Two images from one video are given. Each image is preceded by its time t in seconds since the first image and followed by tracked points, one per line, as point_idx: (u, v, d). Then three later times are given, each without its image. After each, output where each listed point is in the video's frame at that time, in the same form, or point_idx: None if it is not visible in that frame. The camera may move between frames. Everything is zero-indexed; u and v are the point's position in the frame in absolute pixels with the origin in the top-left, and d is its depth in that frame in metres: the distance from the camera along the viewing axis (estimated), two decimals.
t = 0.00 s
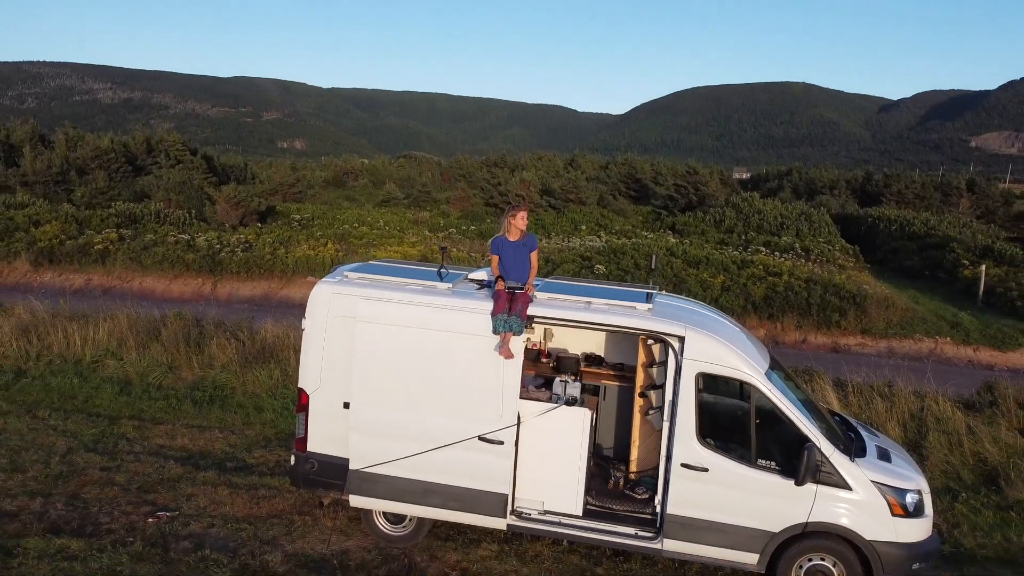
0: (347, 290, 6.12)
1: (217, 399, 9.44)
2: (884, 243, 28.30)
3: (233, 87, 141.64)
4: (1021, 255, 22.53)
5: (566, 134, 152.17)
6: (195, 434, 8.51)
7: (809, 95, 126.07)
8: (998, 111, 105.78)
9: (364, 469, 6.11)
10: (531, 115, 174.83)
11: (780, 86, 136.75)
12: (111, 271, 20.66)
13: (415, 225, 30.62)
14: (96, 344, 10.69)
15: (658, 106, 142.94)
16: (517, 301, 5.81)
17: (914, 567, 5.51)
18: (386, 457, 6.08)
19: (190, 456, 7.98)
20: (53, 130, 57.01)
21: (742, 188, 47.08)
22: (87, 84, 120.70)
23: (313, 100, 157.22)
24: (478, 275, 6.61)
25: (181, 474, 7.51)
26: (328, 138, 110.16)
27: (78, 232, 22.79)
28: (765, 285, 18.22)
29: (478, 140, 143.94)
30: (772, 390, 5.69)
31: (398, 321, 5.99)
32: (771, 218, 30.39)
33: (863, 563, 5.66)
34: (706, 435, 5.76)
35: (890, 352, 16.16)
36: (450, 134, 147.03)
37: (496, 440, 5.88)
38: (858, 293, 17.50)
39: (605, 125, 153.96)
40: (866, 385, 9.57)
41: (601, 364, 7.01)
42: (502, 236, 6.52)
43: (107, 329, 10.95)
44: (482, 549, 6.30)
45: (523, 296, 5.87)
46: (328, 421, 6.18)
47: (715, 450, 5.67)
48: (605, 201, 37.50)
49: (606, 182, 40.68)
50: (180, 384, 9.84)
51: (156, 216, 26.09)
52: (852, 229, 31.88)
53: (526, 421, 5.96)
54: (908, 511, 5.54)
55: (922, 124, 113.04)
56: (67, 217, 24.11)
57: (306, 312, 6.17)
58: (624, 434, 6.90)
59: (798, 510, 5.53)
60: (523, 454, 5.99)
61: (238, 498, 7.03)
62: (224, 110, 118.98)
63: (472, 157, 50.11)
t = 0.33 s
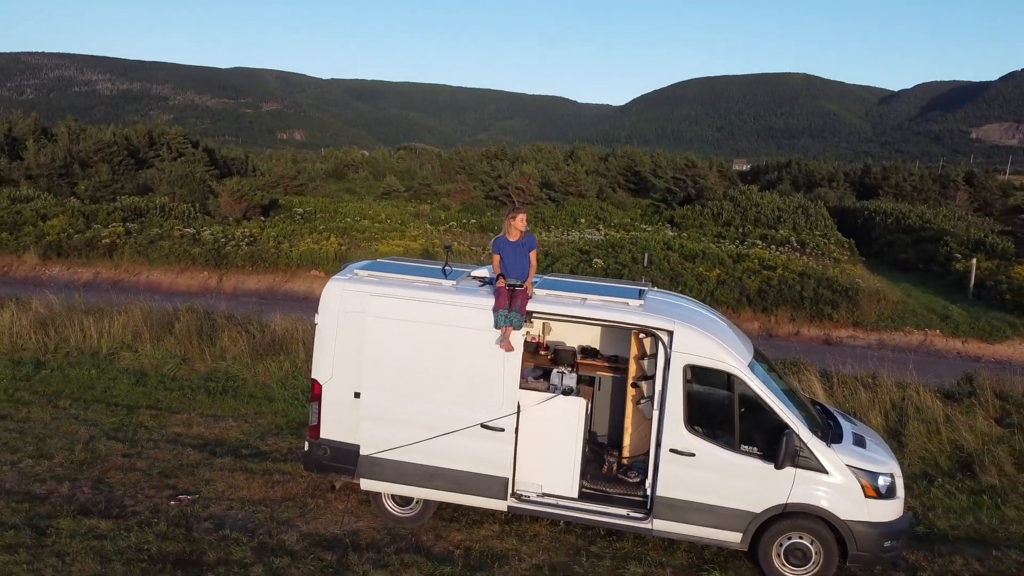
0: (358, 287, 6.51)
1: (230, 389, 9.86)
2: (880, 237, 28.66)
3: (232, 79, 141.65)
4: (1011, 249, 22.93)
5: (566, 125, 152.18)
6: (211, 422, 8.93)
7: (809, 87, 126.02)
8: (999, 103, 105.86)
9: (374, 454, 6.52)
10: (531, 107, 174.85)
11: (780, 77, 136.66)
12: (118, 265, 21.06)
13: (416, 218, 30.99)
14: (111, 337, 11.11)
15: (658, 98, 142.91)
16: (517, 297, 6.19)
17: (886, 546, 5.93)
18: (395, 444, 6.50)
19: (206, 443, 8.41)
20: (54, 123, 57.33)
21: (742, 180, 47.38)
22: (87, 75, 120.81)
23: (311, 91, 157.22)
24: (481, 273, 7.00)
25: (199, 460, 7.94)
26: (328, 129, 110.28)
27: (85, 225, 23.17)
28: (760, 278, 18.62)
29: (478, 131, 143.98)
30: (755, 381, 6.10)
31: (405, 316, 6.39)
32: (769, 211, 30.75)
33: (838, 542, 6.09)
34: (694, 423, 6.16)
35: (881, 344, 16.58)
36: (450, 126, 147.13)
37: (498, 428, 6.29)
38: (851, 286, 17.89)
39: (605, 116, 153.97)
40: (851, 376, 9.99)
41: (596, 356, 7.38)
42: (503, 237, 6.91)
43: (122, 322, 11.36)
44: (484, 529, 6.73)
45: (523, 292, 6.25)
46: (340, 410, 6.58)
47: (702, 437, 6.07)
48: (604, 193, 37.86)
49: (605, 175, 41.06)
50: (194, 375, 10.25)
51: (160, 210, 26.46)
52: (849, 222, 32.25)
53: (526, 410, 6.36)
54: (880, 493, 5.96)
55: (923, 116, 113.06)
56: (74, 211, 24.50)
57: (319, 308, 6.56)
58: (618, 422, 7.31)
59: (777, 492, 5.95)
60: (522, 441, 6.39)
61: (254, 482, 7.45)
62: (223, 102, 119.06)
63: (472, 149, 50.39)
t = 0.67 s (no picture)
0: (367, 285, 6.93)
1: (242, 380, 10.31)
2: (875, 230, 29.04)
3: (232, 71, 141.65)
4: (1003, 243, 23.33)
5: (566, 116, 152.22)
6: (226, 412, 9.38)
7: (810, 78, 126.03)
8: (999, 95, 105.98)
9: (383, 441, 6.98)
10: (531, 99, 174.78)
11: (781, 69, 136.60)
12: (126, 259, 21.50)
13: (418, 212, 31.39)
14: (127, 331, 11.55)
15: (659, 89, 142.91)
16: (517, 293, 6.60)
17: (860, 526, 6.38)
18: (402, 432, 6.94)
19: (222, 432, 8.86)
20: (57, 116, 57.70)
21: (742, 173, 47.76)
22: (87, 67, 120.92)
23: (311, 83, 157.20)
24: (483, 271, 7.42)
25: (217, 447, 8.40)
26: (328, 121, 110.41)
27: (92, 220, 23.57)
28: (754, 272, 19.05)
29: (478, 122, 144.01)
30: (738, 373, 6.54)
31: (412, 313, 6.82)
32: (766, 205, 31.15)
33: (815, 522, 6.55)
34: (683, 412, 6.59)
35: (872, 337, 17.04)
36: (450, 118, 147.26)
37: (498, 416, 6.73)
38: (843, 280, 18.33)
39: (605, 108, 153.93)
40: (837, 368, 10.44)
41: (592, 349, 7.77)
42: (503, 238, 7.31)
43: (137, 317, 11.81)
44: (487, 512, 7.18)
45: (523, 288, 6.66)
46: (351, 400, 7.02)
47: (690, 425, 6.52)
48: (603, 187, 38.26)
49: (604, 169, 41.46)
50: (208, 367, 10.70)
51: (165, 204, 26.86)
52: (846, 215, 32.64)
53: (525, 400, 6.78)
54: (854, 477, 6.41)
55: (924, 108, 113.13)
56: (81, 205, 24.90)
57: (331, 305, 7.00)
58: (612, 411, 7.75)
59: (758, 476, 6.40)
60: (522, 428, 6.82)
61: (270, 468, 7.91)
62: (223, 94, 119.20)
63: (473, 141, 50.69)
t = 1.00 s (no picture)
0: (375, 285, 7.39)
1: (253, 374, 10.78)
2: (870, 225, 29.47)
3: (232, 65, 141.69)
4: (993, 239, 23.75)
5: (566, 109, 152.23)
6: (239, 405, 9.85)
7: (810, 72, 126.09)
8: (999, 88, 106.13)
9: (390, 431, 7.44)
10: (531, 92, 174.79)
11: (781, 62, 136.63)
12: (133, 255, 21.94)
13: (419, 208, 31.78)
14: (141, 327, 12.02)
15: (658, 83, 142.98)
16: (515, 294, 7.07)
17: (835, 509, 6.84)
18: (409, 422, 7.40)
19: (236, 423, 9.33)
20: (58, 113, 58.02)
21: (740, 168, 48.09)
22: (86, 61, 121.04)
23: (309, 77, 157.04)
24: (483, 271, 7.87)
25: (232, 437, 8.88)
26: (327, 115, 110.57)
27: (99, 216, 23.99)
28: (748, 268, 19.50)
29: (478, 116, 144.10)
30: (722, 367, 7.00)
31: (417, 310, 7.27)
32: (762, 201, 31.58)
33: (794, 507, 7.01)
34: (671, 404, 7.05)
35: (862, 331, 17.51)
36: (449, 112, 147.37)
37: (498, 408, 7.20)
38: (834, 275, 18.79)
39: (605, 101, 153.95)
40: (822, 363, 10.92)
41: (586, 344, 8.23)
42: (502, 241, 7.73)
43: (151, 313, 12.27)
44: (487, 497, 7.66)
45: (521, 289, 7.12)
46: (360, 393, 7.48)
47: (677, 416, 6.98)
48: (602, 182, 38.66)
49: (603, 164, 41.85)
50: (220, 362, 11.17)
51: (170, 200, 27.28)
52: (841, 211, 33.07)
53: (523, 392, 7.25)
54: (830, 464, 6.88)
55: (924, 102, 113.30)
56: (87, 202, 25.34)
57: (341, 304, 7.45)
58: (605, 403, 8.22)
59: (740, 463, 6.87)
60: (520, 419, 7.28)
61: (282, 457, 8.38)
62: (223, 87, 119.30)
63: (472, 136, 51.00)
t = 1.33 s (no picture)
0: (384, 284, 7.87)
1: (266, 367, 11.29)
2: (866, 221, 29.89)
3: (232, 58, 141.73)
4: (986, 235, 24.19)
5: (566, 103, 152.28)
6: (253, 397, 10.35)
7: (812, 66, 126.02)
8: (1001, 82, 106.21)
9: (399, 421, 7.94)
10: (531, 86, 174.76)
11: (783, 56, 136.56)
12: (142, 251, 22.43)
13: (420, 203, 32.21)
14: (156, 322, 12.52)
15: (659, 76, 142.92)
16: (515, 294, 7.55)
17: (814, 494, 7.34)
18: (417, 413, 7.90)
19: (251, 414, 9.84)
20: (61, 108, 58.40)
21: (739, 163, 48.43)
22: (87, 54, 121.24)
23: (309, 70, 157.05)
24: (485, 271, 8.33)
25: (248, 427, 9.39)
26: (328, 108, 110.73)
27: (107, 213, 24.46)
28: (743, 264, 19.97)
29: (479, 109, 144.12)
30: (709, 362, 7.50)
31: (423, 308, 7.75)
32: (760, 197, 32.01)
33: (775, 492, 7.51)
34: (662, 396, 7.54)
35: (853, 327, 18.01)
36: (450, 106, 147.52)
37: (500, 399, 7.70)
38: (827, 271, 19.26)
39: (605, 94, 154.00)
40: (809, 357, 11.42)
41: (583, 340, 8.73)
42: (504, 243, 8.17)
43: (165, 309, 12.77)
44: (490, 483, 8.17)
45: (520, 290, 7.60)
46: (371, 386, 7.98)
47: (667, 407, 7.47)
48: (602, 178, 39.07)
49: (603, 160, 42.24)
50: (233, 356, 11.69)
51: (175, 197, 27.75)
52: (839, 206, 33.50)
53: (523, 384, 7.73)
54: (809, 452, 7.37)
55: (925, 96, 113.36)
56: (95, 198, 25.81)
57: (353, 302, 7.93)
58: (600, 394, 8.73)
59: (725, 451, 7.37)
60: (520, 410, 7.76)
61: (296, 446, 8.89)
62: (223, 81, 119.47)
63: (473, 130, 51.32)
